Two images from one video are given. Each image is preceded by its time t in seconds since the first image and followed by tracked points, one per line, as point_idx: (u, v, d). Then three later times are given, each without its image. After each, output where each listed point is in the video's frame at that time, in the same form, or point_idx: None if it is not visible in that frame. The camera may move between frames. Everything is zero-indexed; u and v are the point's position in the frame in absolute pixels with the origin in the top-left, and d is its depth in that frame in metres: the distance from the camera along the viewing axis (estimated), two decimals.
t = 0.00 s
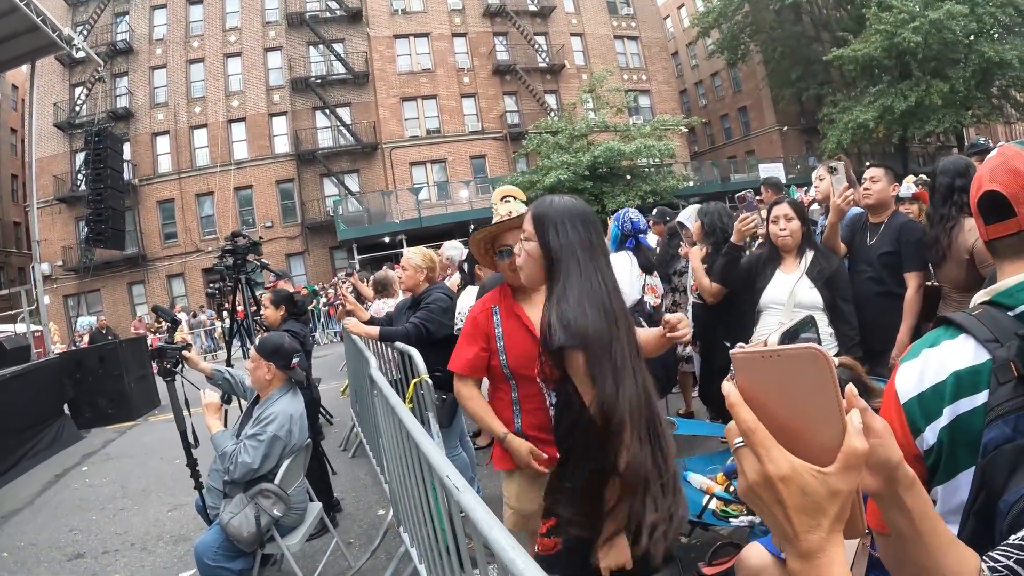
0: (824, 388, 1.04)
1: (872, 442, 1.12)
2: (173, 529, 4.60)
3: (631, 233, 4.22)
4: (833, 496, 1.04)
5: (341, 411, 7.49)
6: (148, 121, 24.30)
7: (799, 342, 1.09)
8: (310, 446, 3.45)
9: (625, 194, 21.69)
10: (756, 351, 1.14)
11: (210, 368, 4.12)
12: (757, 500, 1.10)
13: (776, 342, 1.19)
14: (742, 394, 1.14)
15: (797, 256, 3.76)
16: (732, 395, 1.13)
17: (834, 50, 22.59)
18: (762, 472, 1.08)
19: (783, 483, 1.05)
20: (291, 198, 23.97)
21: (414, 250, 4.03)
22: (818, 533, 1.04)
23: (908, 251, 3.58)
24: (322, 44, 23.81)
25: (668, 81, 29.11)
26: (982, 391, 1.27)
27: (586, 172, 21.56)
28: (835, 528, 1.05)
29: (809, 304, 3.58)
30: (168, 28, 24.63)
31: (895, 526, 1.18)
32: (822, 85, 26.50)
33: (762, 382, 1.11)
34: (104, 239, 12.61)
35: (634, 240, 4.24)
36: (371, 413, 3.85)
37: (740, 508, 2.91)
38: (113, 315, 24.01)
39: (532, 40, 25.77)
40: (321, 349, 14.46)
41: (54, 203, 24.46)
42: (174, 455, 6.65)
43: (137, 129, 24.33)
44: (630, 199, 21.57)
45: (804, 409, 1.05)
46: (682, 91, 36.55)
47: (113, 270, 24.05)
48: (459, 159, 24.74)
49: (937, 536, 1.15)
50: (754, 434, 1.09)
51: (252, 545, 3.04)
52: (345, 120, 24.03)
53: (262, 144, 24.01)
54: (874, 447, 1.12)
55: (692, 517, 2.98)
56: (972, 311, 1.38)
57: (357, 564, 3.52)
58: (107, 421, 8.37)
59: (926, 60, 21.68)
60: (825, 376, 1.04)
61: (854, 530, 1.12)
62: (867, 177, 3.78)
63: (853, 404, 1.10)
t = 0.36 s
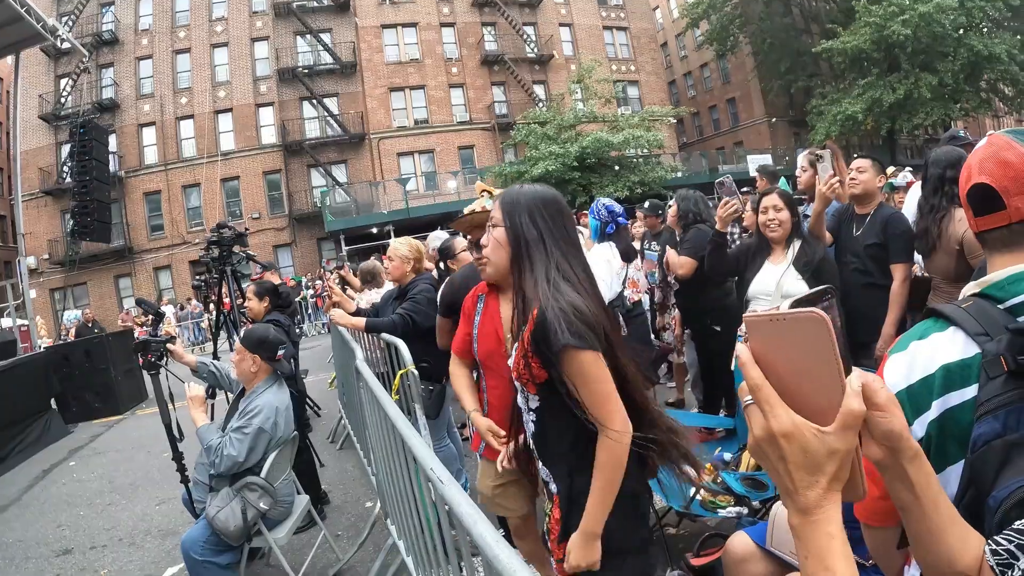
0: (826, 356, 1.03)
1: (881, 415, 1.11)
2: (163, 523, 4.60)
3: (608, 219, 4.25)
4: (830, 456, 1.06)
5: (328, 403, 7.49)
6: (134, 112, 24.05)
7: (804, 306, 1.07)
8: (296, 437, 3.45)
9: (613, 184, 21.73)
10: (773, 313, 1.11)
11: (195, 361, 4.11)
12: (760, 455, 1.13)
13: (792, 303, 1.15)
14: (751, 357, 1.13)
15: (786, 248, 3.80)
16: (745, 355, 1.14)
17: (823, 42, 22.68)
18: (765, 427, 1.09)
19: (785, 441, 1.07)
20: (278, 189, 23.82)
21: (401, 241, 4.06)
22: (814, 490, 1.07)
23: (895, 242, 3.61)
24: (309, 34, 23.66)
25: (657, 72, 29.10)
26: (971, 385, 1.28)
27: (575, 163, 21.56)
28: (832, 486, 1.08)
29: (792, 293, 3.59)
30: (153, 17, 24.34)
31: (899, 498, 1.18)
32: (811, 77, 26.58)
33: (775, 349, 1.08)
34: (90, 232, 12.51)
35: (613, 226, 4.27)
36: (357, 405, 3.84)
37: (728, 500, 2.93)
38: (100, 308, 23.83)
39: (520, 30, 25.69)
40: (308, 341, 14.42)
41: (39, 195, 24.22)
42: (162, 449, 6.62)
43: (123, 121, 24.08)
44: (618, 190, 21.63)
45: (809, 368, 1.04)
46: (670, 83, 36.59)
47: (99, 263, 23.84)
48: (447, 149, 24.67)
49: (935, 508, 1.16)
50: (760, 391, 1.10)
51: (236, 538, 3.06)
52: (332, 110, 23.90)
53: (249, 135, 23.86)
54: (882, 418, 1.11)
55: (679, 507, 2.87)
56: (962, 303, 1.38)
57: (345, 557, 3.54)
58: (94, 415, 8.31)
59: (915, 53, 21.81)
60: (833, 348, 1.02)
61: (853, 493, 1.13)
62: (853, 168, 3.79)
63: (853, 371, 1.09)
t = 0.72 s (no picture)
0: (846, 368, 1.10)
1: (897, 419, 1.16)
2: (155, 524, 4.58)
3: (593, 222, 4.28)
4: (850, 462, 1.09)
5: (320, 403, 7.47)
6: (125, 112, 23.95)
7: (822, 319, 1.15)
8: (288, 439, 3.45)
9: (605, 184, 21.77)
10: (796, 326, 1.19)
11: (187, 363, 4.09)
12: (787, 461, 1.16)
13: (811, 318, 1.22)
14: (779, 368, 1.20)
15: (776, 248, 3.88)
16: (774, 367, 1.20)
17: (815, 42, 22.76)
18: (790, 434, 1.14)
19: (807, 446, 1.11)
20: (270, 188, 23.75)
21: (391, 242, 4.03)
22: (835, 496, 1.11)
23: (884, 242, 3.63)
24: (301, 33, 23.59)
25: (649, 72, 29.13)
26: (958, 387, 1.32)
27: (567, 162, 21.59)
28: (854, 492, 1.10)
29: (785, 294, 3.74)
30: (144, 16, 24.24)
31: (923, 500, 1.20)
32: (803, 77, 26.70)
33: (799, 354, 1.16)
34: (81, 232, 12.46)
35: (597, 230, 4.30)
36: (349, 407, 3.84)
37: (720, 499, 2.95)
38: (92, 308, 23.76)
39: (513, 30, 25.69)
40: (300, 342, 14.41)
41: (31, 196, 24.12)
42: (154, 450, 6.60)
43: (114, 120, 23.99)
44: (609, 189, 21.69)
45: (827, 379, 1.12)
46: (663, 82, 36.69)
47: (90, 263, 23.76)
48: (440, 149, 24.65)
49: (961, 512, 1.17)
50: (785, 401, 1.15)
51: (229, 540, 3.05)
52: (324, 110, 23.86)
53: (240, 134, 23.76)
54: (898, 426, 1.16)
55: (670, 508, 3.01)
56: (950, 305, 1.42)
57: (339, 558, 3.53)
58: (86, 417, 8.23)
59: (906, 53, 21.89)
60: (849, 353, 1.10)
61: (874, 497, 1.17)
62: (844, 168, 3.83)
63: (872, 377, 1.13)
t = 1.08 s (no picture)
0: (897, 409, 1.14)
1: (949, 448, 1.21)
2: (151, 529, 4.57)
3: (589, 228, 4.23)
4: (904, 499, 1.15)
5: (316, 407, 7.46)
6: (121, 115, 23.92)
7: (883, 361, 1.20)
8: (284, 444, 3.44)
9: (601, 187, 21.82)
10: (847, 367, 1.24)
11: (180, 368, 4.07)
12: (840, 500, 1.23)
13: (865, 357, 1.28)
14: (834, 410, 1.25)
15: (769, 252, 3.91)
16: (827, 408, 1.25)
17: (811, 45, 22.86)
18: (844, 473, 1.21)
19: (861, 484, 1.17)
20: (266, 192, 23.74)
21: (387, 246, 4.04)
22: (889, 533, 1.16)
23: (880, 245, 3.64)
24: (297, 36, 23.59)
25: (645, 75, 29.17)
26: (946, 380, 1.36)
27: (563, 166, 21.62)
28: (906, 529, 1.16)
29: (775, 297, 3.78)
30: (141, 19, 24.22)
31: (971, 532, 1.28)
32: (798, 79, 26.77)
33: (855, 394, 1.21)
34: (76, 236, 12.40)
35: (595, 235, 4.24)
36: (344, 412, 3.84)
37: (715, 503, 2.96)
38: (87, 312, 23.67)
39: (509, 33, 25.74)
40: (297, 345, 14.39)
41: (26, 199, 24.04)
42: (150, 454, 6.58)
43: (110, 123, 23.95)
44: (605, 192, 21.74)
45: (884, 421, 1.17)
46: (658, 85, 36.79)
47: (86, 267, 23.70)
48: (436, 152, 24.66)
49: (1010, 540, 1.24)
50: (838, 440, 1.21)
51: (225, 546, 3.04)
52: (320, 113, 23.85)
53: (237, 137, 23.73)
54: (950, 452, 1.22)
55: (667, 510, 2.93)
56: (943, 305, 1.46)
57: (335, 563, 3.53)
58: (81, 420, 8.19)
59: (901, 56, 21.99)
60: (901, 396, 1.15)
61: (929, 536, 1.20)
62: (841, 171, 3.82)
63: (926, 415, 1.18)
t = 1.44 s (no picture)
0: (913, 424, 1.22)
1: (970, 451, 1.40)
2: (147, 530, 4.56)
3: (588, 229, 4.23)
4: (921, 514, 1.24)
5: (313, 409, 7.44)
6: (119, 115, 23.90)
7: (887, 375, 1.29)
8: (281, 445, 3.44)
9: (597, 190, 21.85)
10: (867, 382, 1.32)
11: (176, 369, 4.07)
12: (861, 512, 1.33)
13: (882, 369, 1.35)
14: (854, 425, 1.34)
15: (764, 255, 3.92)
16: (847, 422, 1.34)
17: (808, 48, 22.95)
18: (862, 488, 1.30)
19: (878, 499, 1.28)
20: (263, 193, 23.72)
21: (383, 248, 4.04)
22: (908, 547, 1.27)
23: (878, 247, 3.66)
24: (294, 38, 23.57)
25: (643, 78, 29.20)
26: (995, 367, 1.65)
27: (560, 168, 21.64)
28: (925, 543, 1.26)
29: (768, 300, 3.79)
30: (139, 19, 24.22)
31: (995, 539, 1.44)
32: (795, 83, 26.84)
33: (874, 412, 1.29)
34: (74, 236, 12.40)
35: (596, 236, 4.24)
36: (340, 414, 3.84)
37: (712, 506, 2.98)
38: (83, 312, 23.63)
39: (506, 36, 25.75)
40: (294, 347, 14.38)
41: (24, 199, 24.03)
42: (146, 456, 6.56)
43: (108, 124, 23.94)
44: (602, 195, 21.78)
45: (903, 440, 1.25)
46: (656, 88, 36.89)
47: (82, 268, 23.67)
48: (433, 154, 24.65)
49: None
50: (858, 456, 1.31)
51: (220, 547, 3.05)
52: (317, 115, 23.84)
53: (234, 138, 23.72)
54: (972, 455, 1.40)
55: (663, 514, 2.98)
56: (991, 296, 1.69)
57: (331, 565, 3.53)
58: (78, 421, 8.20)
59: (899, 59, 22.02)
60: (921, 420, 1.22)
61: (950, 548, 1.30)
62: (837, 174, 3.85)
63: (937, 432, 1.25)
